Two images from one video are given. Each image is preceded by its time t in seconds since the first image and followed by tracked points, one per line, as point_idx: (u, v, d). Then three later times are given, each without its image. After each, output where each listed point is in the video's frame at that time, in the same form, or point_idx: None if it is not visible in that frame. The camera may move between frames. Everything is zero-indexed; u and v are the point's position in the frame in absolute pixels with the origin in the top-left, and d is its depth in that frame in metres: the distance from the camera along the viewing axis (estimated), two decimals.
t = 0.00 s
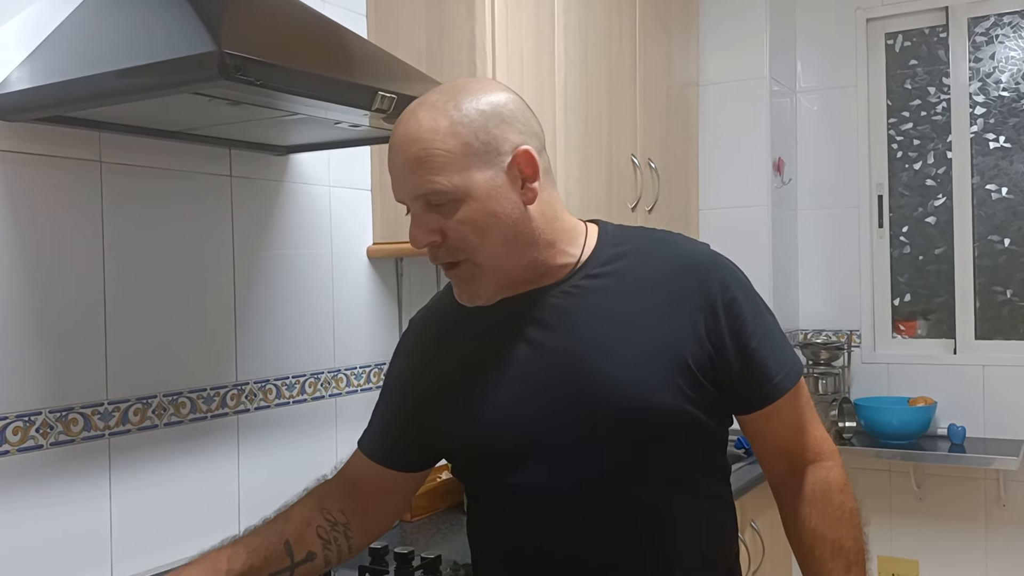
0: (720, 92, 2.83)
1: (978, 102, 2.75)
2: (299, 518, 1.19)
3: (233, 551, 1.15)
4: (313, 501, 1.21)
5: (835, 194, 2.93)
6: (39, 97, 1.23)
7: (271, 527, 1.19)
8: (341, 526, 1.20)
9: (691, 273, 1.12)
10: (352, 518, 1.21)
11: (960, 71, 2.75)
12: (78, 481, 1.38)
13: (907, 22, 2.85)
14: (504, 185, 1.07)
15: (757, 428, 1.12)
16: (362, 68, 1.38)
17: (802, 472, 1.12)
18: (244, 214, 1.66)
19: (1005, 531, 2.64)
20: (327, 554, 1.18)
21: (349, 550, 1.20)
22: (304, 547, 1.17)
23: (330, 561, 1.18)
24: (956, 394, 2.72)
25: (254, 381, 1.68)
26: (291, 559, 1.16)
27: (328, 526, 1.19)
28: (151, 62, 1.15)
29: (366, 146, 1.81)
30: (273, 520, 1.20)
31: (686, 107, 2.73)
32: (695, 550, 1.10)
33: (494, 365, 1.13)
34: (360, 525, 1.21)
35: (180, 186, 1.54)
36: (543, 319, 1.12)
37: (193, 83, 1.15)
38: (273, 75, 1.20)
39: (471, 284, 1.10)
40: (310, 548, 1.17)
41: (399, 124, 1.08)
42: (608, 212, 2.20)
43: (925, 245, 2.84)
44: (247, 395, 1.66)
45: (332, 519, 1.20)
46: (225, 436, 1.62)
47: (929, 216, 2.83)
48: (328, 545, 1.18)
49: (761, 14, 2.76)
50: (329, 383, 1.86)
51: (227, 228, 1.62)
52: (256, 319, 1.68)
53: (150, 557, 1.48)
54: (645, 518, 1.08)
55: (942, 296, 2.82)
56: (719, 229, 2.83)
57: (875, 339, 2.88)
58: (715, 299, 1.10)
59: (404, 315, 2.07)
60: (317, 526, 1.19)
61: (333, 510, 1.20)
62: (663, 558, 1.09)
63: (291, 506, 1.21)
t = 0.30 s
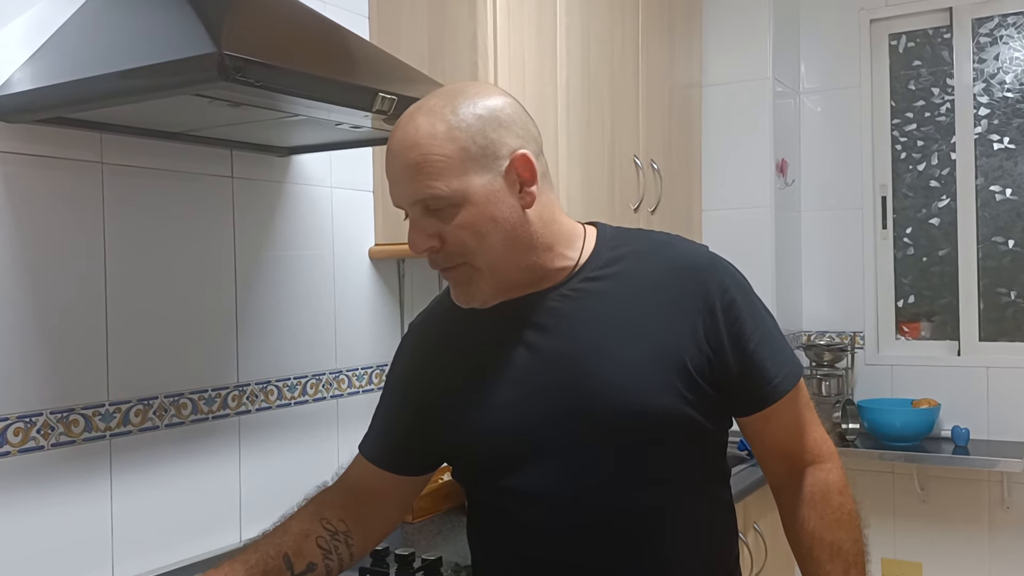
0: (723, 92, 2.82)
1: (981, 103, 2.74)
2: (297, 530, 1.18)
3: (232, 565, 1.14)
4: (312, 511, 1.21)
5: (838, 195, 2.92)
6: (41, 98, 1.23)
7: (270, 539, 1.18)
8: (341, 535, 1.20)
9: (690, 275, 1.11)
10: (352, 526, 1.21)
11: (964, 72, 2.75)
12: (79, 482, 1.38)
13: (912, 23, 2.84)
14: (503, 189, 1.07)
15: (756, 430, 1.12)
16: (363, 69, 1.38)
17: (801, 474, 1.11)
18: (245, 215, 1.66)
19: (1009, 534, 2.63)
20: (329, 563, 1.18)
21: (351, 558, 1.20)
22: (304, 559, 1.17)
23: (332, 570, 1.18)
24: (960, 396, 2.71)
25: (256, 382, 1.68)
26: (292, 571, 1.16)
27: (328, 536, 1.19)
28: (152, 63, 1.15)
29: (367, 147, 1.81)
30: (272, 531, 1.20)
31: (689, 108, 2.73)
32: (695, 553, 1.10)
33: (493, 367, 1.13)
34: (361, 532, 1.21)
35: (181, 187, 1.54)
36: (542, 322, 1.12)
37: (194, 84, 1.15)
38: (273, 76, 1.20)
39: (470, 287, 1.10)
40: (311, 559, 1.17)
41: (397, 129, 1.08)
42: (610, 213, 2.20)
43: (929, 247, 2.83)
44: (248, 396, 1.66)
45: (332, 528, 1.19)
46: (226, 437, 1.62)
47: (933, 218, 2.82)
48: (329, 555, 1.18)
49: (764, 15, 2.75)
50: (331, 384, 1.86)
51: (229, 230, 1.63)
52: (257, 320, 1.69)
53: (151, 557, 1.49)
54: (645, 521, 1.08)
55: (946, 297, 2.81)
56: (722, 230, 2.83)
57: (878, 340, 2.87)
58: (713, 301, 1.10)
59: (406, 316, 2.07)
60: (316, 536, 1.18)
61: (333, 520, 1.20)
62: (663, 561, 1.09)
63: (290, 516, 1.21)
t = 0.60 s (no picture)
0: (725, 92, 2.82)
1: (984, 102, 2.74)
2: (297, 527, 1.20)
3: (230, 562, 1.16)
4: (312, 507, 1.22)
5: (840, 195, 2.92)
6: (41, 97, 1.23)
7: (269, 536, 1.20)
8: (341, 531, 1.21)
9: (690, 278, 1.10)
10: (352, 523, 1.22)
11: (967, 72, 2.74)
12: (78, 481, 1.38)
13: (915, 22, 2.84)
14: (540, 159, 1.06)
15: (755, 435, 1.12)
16: (362, 69, 1.38)
17: (800, 482, 1.11)
18: (246, 214, 1.66)
19: (1013, 535, 2.62)
20: (328, 559, 1.20)
21: (351, 554, 1.21)
22: (303, 555, 1.19)
23: (332, 566, 1.20)
24: (963, 396, 2.71)
25: (256, 381, 1.68)
26: (291, 568, 1.18)
27: (328, 532, 1.20)
28: (152, 62, 1.15)
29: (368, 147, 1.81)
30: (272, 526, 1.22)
31: (691, 108, 2.73)
32: (694, 554, 1.10)
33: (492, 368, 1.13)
34: (361, 529, 1.23)
35: (182, 187, 1.54)
36: (541, 321, 1.12)
37: (193, 84, 1.15)
38: (272, 76, 1.20)
39: (490, 258, 1.06)
40: (311, 555, 1.19)
41: (437, 89, 1.05)
42: (612, 211, 2.20)
43: (932, 246, 2.82)
44: (249, 396, 1.67)
45: (332, 525, 1.21)
46: (227, 437, 1.62)
47: (936, 217, 2.82)
48: (329, 551, 1.20)
49: (766, 15, 2.75)
50: (332, 384, 1.86)
51: (230, 229, 1.63)
52: (258, 319, 1.69)
53: (151, 557, 1.49)
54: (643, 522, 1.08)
55: (949, 297, 2.80)
56: (723, 230, 2.83)
57: (881, 340, 2.87)
58: (711, 305, 1.09)
59: (407, 316, 2.07)
60: (316, 533, 1.20)
61: (333, 516, 1.22)
62: (661, 563, 1.09)
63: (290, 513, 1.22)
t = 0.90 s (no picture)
0: (730, 92, 2.81)
1: (991, 102, 2.72)
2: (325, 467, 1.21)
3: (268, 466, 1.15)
4: (337, 459, 1.23)
5: (845, 195, 2.90)
6: (43, 98, 1.23)
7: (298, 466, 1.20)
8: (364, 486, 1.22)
9: (701, 281, 1.10)
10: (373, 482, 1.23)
11: (974, 71, 2.73)
12: (81, 482, 1.38)
13: (920, 21, 2.82)
14: (584, 156, 1.09)
15: (758, 443, 1.10)
16: (365, 69, 1.38)
17: (801, 495, 1.09)
18: (249, 215, 1.66)
19: (1019, 536, 2.61)
20: (348, 508, 1.19)
21: (367, 513, 1.21)
22: (329, 491, 1.18)
23: (349, 515, 1.19)
24: (969, 396, 2.69)
25: (259, 382, 1.68)
26: (315, 499, 1.17)
27: (351, 482, 1.21)
28: (154, 63, 1.15)
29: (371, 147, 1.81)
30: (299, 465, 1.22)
31: (696, 109, 2.72)
32: (694, 556, 1.09)
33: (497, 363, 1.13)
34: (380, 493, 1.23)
35: (186, 188, 1.54)
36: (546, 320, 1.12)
37: (195, 85, 1.15)
38: (275, 77, 1.20)
39: (512, 234, 1.06)
40: (333, 496, 1.19)
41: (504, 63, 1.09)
42: (616, 211, 2.19)
43: (938, 246, 2.81)
44: (252, 396, 1.67)
45: (355, 477, 1.22)
46: (230, 438, 1.62)
47: (942, 217, 2.80)
48: (350, 500, 1.20)
49: (771, 15, 2.74)
50: (335, 384, 1.86)
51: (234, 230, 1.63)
52: (261, 320, 1.69)
53: (154, 557, 1.49)
54: (643, 528, 1.07)
55: (955, 297, 2.79)
56: (728, 230, 2.82)
57: (887, 341, 2.85)
58: (719, 308, 1.08)
59: (410, 316, 2.07)
60: (342, 478, 1.21)
61: (356, 470, 1.23)
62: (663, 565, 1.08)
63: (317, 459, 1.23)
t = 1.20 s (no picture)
0: (732, 92, 2.80)
1: (994, 103, 2.71)
2: (326, 505, 1.21)
3: (265, 538, 1.16)
4: (338, 488, 1.23)
5: (848, 195, 2.90)
6: (42, 99, 1.23)
7: (297, 515, 1.20)
8: (368, 511, 1.22)
9: (711, 292, 1.08)
10: (377, 503, 1.23)
11: (977, 72, 2.71)
12: (79, 484, 1.37)
13: (923, 21, 2.81)
14: (611, 164, 1.09)
15: (761, 457, 1.08)
16: (365, 69, 1.37)
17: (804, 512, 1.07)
18: (249, 216, 1.65)
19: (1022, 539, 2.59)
20: (355, 539, 1.20)
21: (376, 535, 1.22)
22: (333, 534, 1.19)
23: (358, 546, 1.20)
24: (972, 398, 2.68)
25: (259, 383, 1.67)
26: (321, 545, 1.18)
27: (355, 512, 1.21)
28: (152, 64, 1.14)
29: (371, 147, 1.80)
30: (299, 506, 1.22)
31: (698, 109, 2.71)
32: (694, 560, 1.09)
33: (501, 367, 1.13)
34: (385, 509, 1.24)
35: (185, 190, 1.54)
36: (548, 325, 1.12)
37: (193, 85, 1.14)
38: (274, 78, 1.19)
39: (535, 238, 1.06)
40: (339, 534, 1.19)
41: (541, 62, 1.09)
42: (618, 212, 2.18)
43: (941, 247, 2.80)
44: (252, 398, 1.66)
45: (359, 504, 1.22)
46: (229, 441, 1.61)
47: (945, 219, 2.79)
48: (356, 530, 1.20)
49: (774, 15, 2.73)
50: (335, 386, 1.86)
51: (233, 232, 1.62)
52: (261, 321, 1.68)
53: (152, 558, 1.49)
54: (643, 532, 1.07)
55: (959, 299, 2.77)
56: (730, 231, 2.81)
57: (890, 343, 2.85)
58: (728, 320, 1.07)
59: (411, 317, 2.06)
60: (344, 512, 1.21)
61: (359, 496, 1.23)
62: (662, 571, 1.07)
63: (316, 493, 1.23)
